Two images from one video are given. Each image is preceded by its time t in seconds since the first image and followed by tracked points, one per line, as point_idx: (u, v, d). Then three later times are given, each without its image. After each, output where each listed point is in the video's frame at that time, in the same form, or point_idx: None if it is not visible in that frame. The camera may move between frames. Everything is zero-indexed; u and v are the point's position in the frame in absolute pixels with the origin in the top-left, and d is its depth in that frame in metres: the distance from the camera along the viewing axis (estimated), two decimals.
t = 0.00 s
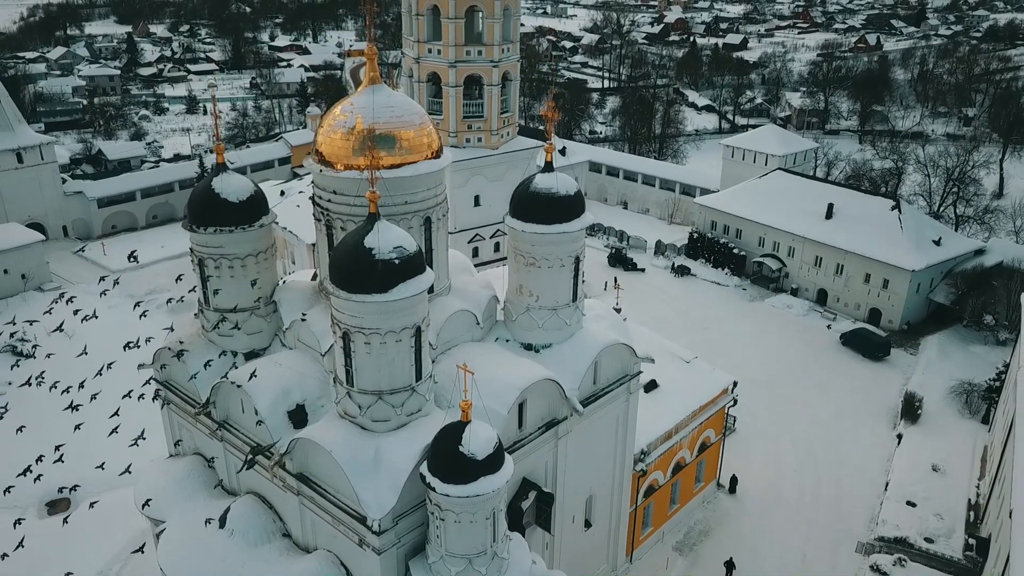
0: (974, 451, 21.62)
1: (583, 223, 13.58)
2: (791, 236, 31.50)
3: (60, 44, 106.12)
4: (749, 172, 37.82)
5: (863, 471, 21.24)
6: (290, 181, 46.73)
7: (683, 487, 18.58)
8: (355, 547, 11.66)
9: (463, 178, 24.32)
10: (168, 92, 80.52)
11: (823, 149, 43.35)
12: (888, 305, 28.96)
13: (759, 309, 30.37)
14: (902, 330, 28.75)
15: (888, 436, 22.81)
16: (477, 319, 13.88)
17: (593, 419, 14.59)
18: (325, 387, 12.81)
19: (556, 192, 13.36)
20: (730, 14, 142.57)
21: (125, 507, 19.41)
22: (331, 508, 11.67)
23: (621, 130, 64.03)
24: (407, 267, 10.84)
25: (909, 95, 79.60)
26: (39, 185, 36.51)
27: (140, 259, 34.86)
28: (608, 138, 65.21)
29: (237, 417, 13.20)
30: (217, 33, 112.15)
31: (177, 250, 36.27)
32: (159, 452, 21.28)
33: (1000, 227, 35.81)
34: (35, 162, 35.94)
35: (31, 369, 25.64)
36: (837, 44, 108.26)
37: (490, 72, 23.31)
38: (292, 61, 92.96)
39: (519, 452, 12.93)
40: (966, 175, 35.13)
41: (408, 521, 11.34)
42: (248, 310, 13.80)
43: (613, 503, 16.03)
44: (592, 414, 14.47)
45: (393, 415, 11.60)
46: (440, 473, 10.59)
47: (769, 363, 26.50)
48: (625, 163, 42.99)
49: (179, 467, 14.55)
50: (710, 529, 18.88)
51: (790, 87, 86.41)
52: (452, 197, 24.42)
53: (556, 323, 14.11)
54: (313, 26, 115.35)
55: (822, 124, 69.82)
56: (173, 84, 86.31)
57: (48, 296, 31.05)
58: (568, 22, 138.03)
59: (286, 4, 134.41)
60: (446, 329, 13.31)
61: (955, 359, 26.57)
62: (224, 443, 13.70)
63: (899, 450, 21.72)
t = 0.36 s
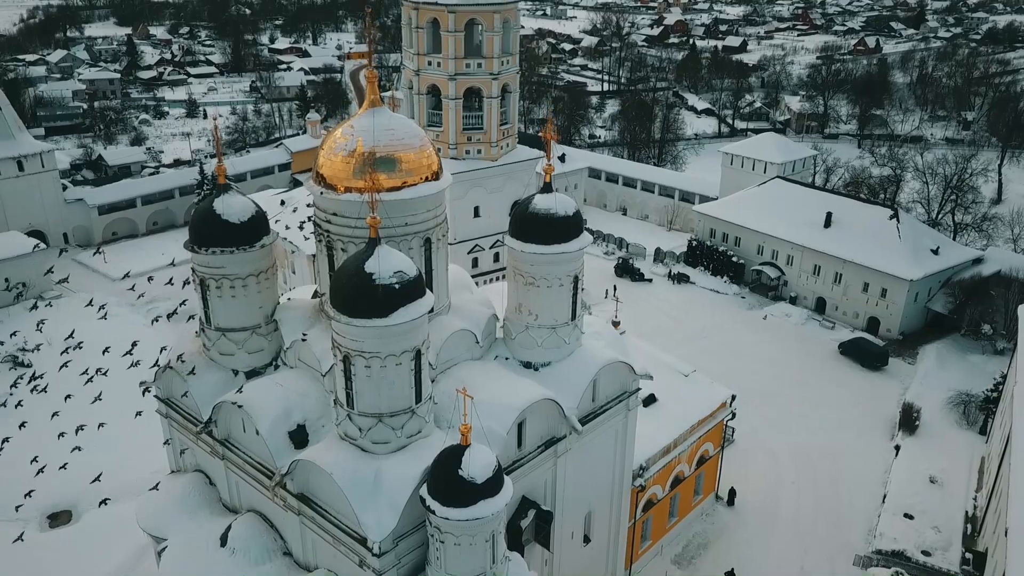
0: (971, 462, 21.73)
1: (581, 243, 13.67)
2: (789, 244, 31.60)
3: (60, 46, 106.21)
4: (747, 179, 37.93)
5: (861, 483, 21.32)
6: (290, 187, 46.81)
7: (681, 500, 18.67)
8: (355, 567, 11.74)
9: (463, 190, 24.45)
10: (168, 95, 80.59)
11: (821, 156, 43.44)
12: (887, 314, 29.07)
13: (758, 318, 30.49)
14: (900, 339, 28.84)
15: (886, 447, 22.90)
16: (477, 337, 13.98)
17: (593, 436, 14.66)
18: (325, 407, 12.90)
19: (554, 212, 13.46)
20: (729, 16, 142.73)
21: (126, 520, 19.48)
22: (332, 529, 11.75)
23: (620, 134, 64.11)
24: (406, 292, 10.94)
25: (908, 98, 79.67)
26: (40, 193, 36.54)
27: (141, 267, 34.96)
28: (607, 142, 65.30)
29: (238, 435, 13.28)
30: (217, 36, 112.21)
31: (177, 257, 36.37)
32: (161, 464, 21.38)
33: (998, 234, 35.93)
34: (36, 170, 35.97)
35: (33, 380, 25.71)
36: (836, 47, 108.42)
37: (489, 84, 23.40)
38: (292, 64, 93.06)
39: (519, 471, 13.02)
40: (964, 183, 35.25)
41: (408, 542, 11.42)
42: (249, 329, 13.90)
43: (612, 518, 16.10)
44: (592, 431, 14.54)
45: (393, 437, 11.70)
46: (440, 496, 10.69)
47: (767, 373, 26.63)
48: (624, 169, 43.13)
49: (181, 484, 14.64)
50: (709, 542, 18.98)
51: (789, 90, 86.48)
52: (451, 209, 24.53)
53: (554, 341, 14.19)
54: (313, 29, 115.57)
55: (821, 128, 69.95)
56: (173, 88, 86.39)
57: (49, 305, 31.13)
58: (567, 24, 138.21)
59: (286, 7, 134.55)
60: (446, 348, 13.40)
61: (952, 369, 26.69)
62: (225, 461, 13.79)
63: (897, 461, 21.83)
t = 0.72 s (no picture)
0: (972, 472, 21.76)
1: (582, 257, 13.73)
2: (790, 251, 31.62)
3: (62, 48, 106.39)
4: (748, 185, 37.99)
5: (861, 492, 21.36)
6: (291, 192, 46.84)
7: (682, 510, 18.72)
8: None
9: (464, 198, 24.47)
10: (170, 98, 80.73)
11: (822, 160, 43.45)
12: (887, 321, 29.10)
13: (759, 325, 30.54)
14: (901, 346, 28.89)
15: (886, 456, 22.94)
16: (478, 351, 14.03)
17: (593, 450, 14.70)
18: (327, 422, 12.96)
19: (555, 228, 13.52)
20: (731, 18, 142.71)
21: (128, 529, 19.56)
22: (333, 545, 11.80)
23: (621, 137, 64.13)
24: (407, 310, 11.00)
25: (909, 101, 79.63)
26: (43, 198, 36.61)
27: (142, 273, 35.04)
28: (609, 145, 65.33)
29: (240, 450, 13.34)
30: (219, 37, 112.34)
31: (179, 262, 36.46)
32: (164, 473, 21.47)
33: (999, 241, 35.95)
34: (38, 175, 36.04)
35: (36, 387, 25.78)
36: (837, 49, 108.45)
37: (490, 94, 23.47)
38: (294, 66, 93.15)
39: (519, 486, 13.06)
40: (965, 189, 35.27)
41: (409, 559, 11.46)
42: (251, 343, 13.96)
43: (612, 530, 16.15)
44: (593, 445, 14.58)
45: (394, 453, 11.77)
46: (440, 514, 10.75)
47: (767, 381, 26.68)
48: (625, 174, 43.18)
49: (184, 497, 14.69)
50: (710, 552, 19.02)
51: (790, 92, 86.49)
52: (452, 217, 24.57)
53: (555, 355, 14.23)
54: (314, 30, 115.71)
55: (822, 131, 69.96)
56: (175, 90, 86.51)
57: (51, 310, 31.21)
58: (568, 26, 138.33)
59: (288, 8, 134.76)
60: (447, 363, 13.45)
61: (953, 377, 26.73)
62: (227, 475, 13.84)
63: (897, 471, 21.87)
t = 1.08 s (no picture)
0: (976, 485, 21.75)
1: (585, 276, 13.75)
2: (795, 260, 31.59)
3: (68, 50, 106.85)
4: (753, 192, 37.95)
5: (865, 505, 21.34)
6: (296, 197, 46.98)
7: (685, 524, 18.74)
8: None
9: (468, 209, 24.51)
10: (176, 100, 80.98)
11: (828, 167, 43.38)
12: (892, 331, 29.04)
13: (763, 334, 30.52)
14: (905, 356, 28.84)
15: (891, 468, 22.93)
16: (482, 369, 14.06)
17: (597, 467, 14.70)
18: (331, 440, 13.01)
19: (559, 246, 13.54)
20: (736, 19, 142.47)
21: (134, 539, 19.66)
22: (337, 564, 11.83)
23: (626, 141, 64.09)
24: (411, 332, 11.04)
25: (915, 105, 79.38)
26: (50, 203, 36.76)
27: (148, 278, 35.17)
28: (613, 149, 65.28)
29: (244, 467, 13.38)
30: (225, 39, 112.69)
31: (185, 268, 36.57)
32: (169, 483, 21.59)
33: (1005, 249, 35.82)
34: (45, 180, 36.17)
35: (42, 395, 25.92)
36: (843, 52, 108.21)
37: (495, 104, 23.50)
38: (299, 68, 93.28)
39: (522, 505, 13.08)
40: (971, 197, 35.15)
41: None
42: (256, 360, 14.02)
43: (616, 545, 16.16)
44: (596, 462, 14.59)
45: (398, 474, 11.82)
46: (444, 537, 10.78)
47: (772, 392, 26.65)
48: (630, 180, 43.19)
49: (189, 512, 14.74)
50: (713, 565, 19.03)
51: (796, 96, 86.32)
52: (456, 227, 24.61)
53: (558, 373, 14.25)
54: (320, 32, 115.86)
55: (828, 135, 69.79)
56: (181, 92, 86.76)
57: (58, 317, 31.35)
58: (573, 27, 138.32)
59: (294, 10, 134.99)
60: (451, 381, 13.49)
61: (958, 388, 26.68)
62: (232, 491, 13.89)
63: (902, 484, 21.86)
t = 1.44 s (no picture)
0: (989, 503, 21.63)
1: (595, 296, 13.71)
2: (806, 270, 31.45)
3: (83, 51, 107.61)
4: (765, 201, 37.81)
5: (876, 522, 21.22)
6: (307, 202, 47.10)
7: (694, 541, 18.68)
8: None
9: (478, 220, 24.51)
10: (188, 103, 81.34)
11: (840, 175, 43.15)
12: (904, 343, 28.87)
13: (774, 345, 30.40)
14: (918, 369, 28.64)
15: (902, 484, 22.78)
16: (492, 389, 14.05)
17: (606, 487, 14.65)
18: (341, 461, 13.04)
19: (568, 267, 13.51)
20: (748, 21, 141.91)
21: (145, 549, 19.76)
22: None
23: (636, 146, 63.89)
24: (420, 357, 11.04)
25: (928, 109, 78.84)
26: (64, 209, 37.02)
27: (160, 284, 35.36)
28: (624, 154, 65.10)
29: (254, 486, 13.42)
30: (238, 40, 113.22)
31: (197, 274, 36.75)
32: (180, 493, 21.68)
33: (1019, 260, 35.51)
34: (59, 186, 36.41)
35: (55, 402, 26.10)
36: (857, 55, 107.59)
37: (506, 116, 23.49)
38: (311, 70, 93.56)
39: (531, 526, 13.07)
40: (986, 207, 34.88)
41: None
42: (267, 378, 14.06)
43: (624, 564, 16.12)
44: (605, 482, 14.53)
45: (407, 497, 11.83)
46: (452, 562, 10.78)
47: (782, 404, 26.55)
48: (641, 187, 43.08)
49: (199, 529, 14.81)
50: None
51: (808, 99, 85.85)
52: (466, 238, 24.63)
53: (567, 393, 14.22)
54: (331, 33, 116.19)
55: (840, 141, 69.41)
56: (193, 94, 87.12)
57: (70, 322, 31.58)
58: (584, 29, 138.15)
59: (306, 11, 135.38)
60: (460, 401, 13.51)
61: (970, 403, 26.51)
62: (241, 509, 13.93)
63: (913, 501, 21.74)
